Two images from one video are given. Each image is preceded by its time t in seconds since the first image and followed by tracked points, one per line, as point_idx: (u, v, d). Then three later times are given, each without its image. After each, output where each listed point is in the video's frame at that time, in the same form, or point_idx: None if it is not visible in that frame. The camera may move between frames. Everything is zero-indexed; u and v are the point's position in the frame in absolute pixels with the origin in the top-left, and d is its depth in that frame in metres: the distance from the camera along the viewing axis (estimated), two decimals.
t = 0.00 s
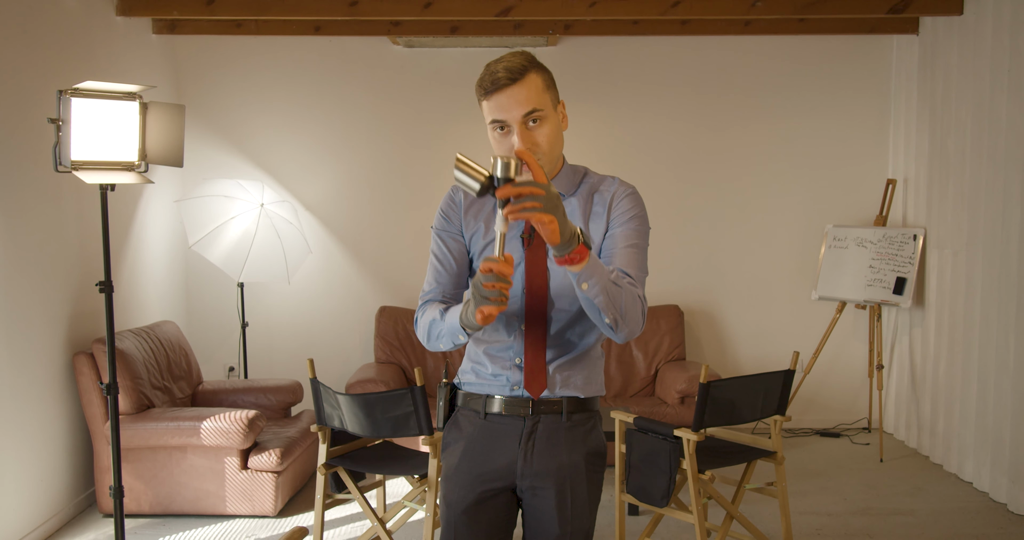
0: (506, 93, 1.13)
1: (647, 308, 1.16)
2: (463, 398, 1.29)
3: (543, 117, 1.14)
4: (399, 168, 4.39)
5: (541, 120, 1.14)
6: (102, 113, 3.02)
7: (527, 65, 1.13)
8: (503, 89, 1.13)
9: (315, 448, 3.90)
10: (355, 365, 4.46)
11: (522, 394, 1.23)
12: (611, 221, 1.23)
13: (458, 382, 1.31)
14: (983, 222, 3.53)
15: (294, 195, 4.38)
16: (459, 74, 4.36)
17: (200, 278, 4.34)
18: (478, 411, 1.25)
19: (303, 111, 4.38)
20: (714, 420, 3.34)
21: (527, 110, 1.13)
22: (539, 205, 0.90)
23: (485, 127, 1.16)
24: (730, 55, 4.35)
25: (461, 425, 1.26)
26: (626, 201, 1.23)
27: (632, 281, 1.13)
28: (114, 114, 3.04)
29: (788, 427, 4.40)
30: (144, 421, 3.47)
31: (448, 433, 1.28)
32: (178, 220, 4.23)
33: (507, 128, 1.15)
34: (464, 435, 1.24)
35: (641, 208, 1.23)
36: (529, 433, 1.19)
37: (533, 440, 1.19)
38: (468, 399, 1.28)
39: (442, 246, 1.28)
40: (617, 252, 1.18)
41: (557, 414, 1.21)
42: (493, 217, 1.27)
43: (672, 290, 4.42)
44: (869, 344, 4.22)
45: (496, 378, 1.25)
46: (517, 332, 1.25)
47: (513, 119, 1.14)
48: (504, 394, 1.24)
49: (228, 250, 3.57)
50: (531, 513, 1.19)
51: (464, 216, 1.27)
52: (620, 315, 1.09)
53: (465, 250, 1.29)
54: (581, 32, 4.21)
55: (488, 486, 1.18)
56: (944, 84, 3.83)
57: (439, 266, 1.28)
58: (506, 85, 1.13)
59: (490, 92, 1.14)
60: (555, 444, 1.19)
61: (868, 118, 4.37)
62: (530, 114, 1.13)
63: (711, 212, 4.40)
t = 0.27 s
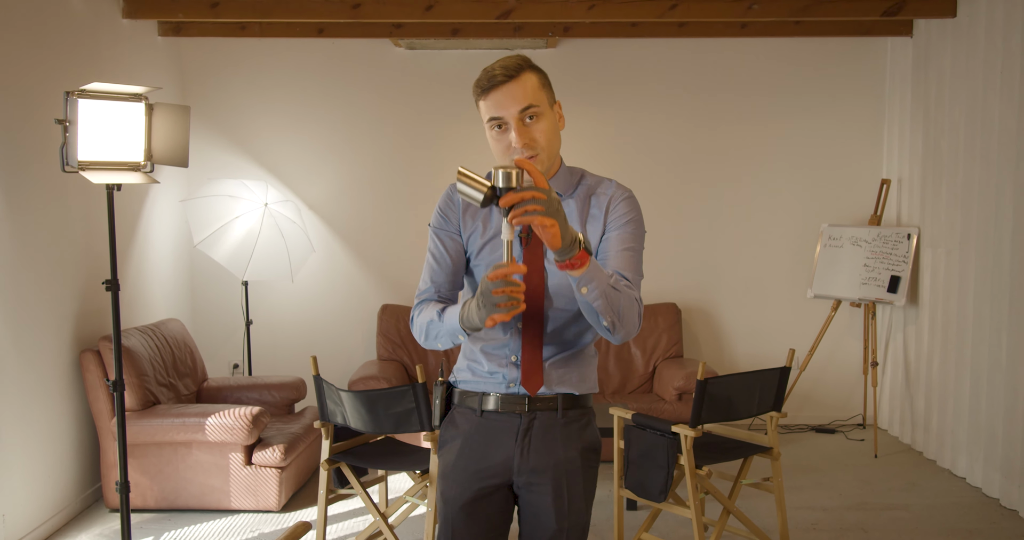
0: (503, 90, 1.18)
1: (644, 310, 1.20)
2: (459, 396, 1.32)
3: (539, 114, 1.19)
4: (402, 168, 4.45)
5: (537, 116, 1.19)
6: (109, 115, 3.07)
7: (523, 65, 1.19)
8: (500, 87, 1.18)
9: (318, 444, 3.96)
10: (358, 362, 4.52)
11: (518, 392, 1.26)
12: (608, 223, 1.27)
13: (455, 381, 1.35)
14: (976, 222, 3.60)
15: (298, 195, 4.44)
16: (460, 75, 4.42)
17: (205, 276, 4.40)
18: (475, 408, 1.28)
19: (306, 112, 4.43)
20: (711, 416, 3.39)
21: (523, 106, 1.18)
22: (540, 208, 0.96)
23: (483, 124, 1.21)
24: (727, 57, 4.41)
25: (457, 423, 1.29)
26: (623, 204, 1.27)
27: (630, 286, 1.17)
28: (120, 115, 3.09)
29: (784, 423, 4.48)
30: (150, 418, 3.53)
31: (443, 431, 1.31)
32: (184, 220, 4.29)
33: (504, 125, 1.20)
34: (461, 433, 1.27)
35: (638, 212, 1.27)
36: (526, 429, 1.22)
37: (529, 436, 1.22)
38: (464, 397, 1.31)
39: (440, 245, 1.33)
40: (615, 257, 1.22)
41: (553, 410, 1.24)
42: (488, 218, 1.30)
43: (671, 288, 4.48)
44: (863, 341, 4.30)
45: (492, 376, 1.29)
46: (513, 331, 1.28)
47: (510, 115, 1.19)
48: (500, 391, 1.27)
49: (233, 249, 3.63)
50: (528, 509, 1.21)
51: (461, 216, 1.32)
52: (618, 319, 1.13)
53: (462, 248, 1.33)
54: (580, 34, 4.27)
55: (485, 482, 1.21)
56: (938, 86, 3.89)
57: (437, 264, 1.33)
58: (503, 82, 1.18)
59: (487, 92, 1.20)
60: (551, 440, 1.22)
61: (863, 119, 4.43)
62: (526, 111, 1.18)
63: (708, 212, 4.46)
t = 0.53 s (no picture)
0: (493, 89, 1.25)
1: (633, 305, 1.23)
2: (444, 391, 1.40)
3: (528, 108, 1.25)
4: (405, 169, 4.53)
5: (526, 109, 1.24)
6: (116, 116, 3.13)
7: (507, 64, 1.26)
8: (488, 85, 1.24)
9: (322, 439, 4.03)
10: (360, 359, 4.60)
11: (501, 388, 1.34)
12: (600, 224, 1.33)
13: (440, 375, 1.43)
14: (969, 222, 3.67)
15: (302, 195, 4.51)
16: (462, 77, 4.49)
17: (211, 275, 4.48)
18: (460, 405, 1.37)
19: (310, 113, 4.50)
20: (708, 412, 3.46)
21: (511, 100, 1.23)
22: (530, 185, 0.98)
23: (476, 123, 1.26)
24: (723, 60, 4.48)
25: (444, 419, 1.38)
26: (616, 206, 1.33)
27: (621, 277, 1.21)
28: (127, 117, 3.15)
29: (779, 419, 4.56)
30: (157, 413, 3.60)
31: (431, 426, 1.41)
32: (190, 219, 4.36)
33: (495, 120, 1.25)
34: (447, 429, 1.36)
35: (630, 214, 1.33)
36: (508, 427, 1.31)
37: (511, 433, 1.31)
38: (449, 393, 1.39)
39: (436, 232, 1.38)
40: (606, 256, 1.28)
41: (535, 406, 1.33)
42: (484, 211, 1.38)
43: (668, 287, 4.55)
44: (857, 338, 4.38)
45: (476, 369, 1.36)
46: (500, 324, 1.33)
47: (500, 111, 1.24)
48: (484, 388, 1.35)
49: (239, 247, 3.69)
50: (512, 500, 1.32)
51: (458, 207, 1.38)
52: (607, 307, 1.16)
53: (456, 237, 1.39)
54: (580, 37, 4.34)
55: (471, 477, 1.32)
56: (931, 88, 3.96)
57: (431, 250, 1.38)
58: (491, 80, 1.25)
59: (476, 91, 1.26)
60: (533, 437, 1.31)
61: (857, 120, 4.51)
62: (514, 104, 1.23)
63: (705, 211, 4.53)
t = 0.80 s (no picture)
0: (504, 103, 1.37)
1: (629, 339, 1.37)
2: (451, 390, 1.52)
3: (538, 119, 1.36)
4: (407, 168, 4.60)
5: (536, 120, 1.36)
6: (124, 117, 3.17)
7: (519, 77, 1.37)
8: (501, 98, 1.36)
9: (325, 435, 4.10)
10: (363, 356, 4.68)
11: (505, 385, 1.46)
12: (609, 243, 1.42)
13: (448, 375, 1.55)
14: (961, 221, 3.75)
15: (306, 194, 4.58)
16: (463, 78, 4.56)
17: (216, 272, 4.55)
18: (465, 403, 1.48)
19: (314, 114, 4.57)
20: (705, 408, 3.52)
21: (522, 113, 1.35)
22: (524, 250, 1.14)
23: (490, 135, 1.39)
24: (720, 62, 4.55)
25: (450, 417, 1.50)
26: (624, 224, 1.42)
27: (616, 315, 1.33)
28: (134, 118, 3.18)
29: (774, 414, 4.65)
30: (164, 409, 3.67)
31: (438, 424, 1.52)
32: (195, 218, 4.43)
33: (508, 133, 1.37)
34: (453, 426, 1.47)
35: (639, 233, 1.41)
36: (510, 423, 1.42)
37: (514, 429, 1.42)
38: (455, 392, 1.50)
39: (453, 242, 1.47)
40: (610, 279, 1.37)
41: (536, 405, 1.44)
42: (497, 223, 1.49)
43: (666, 285, 4.62)
44: (851, 335, 4.47)
45: (481, 368, 1.48)
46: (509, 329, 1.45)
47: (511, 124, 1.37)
48: (488, 385, 1.47)
49: (244, 246, 3.76)
50: (512, 495, 1.41)
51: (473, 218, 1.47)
52: (599, 345, 1.29)
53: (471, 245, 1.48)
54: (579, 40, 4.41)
55: (474, 472, 1.42)
56: (925, 90, 4.03)
57: (448, 260, 1.48)
58: (503, 93, 1.36)
59: (490, 105, 1.39)
60: (534, 434, 1.41)
61: (851, 121, 4.58)
62: (525, 117, 1.35)
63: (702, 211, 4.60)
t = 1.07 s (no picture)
0: (509, 109, 1.43)
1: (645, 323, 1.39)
2: (466, 387, 1.57)
3: (542, 121, 1.41)
4: (409, 168, 4.67)
5: (540, 123, 1.41)
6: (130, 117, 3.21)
7: (523, 82, 1.42)
8: (505, 104, 1.43)
9: (328, 431, 4.17)
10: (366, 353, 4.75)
11: (519, 382, 1.50)
12: (619, 236, 1.46)
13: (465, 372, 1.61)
14: (953, 221, 3.82)
15: (309, 194, 4.65)
16: (464, 80, 4.63)
17: (220, 270, 4.62)
18: (478, 401, 1.53)
19: (317, 115, 4.64)
20: (702, 404, 3.58)
21: (525, 117, 1.41)
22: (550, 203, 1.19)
23: (497, 140, 1.46)
24: (717, 64, 4.61)
25: (463, 413, 1.55)
26: (634, 218, 1.46)
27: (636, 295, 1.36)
28: (138, 119, 3.23)
29: (771, 411, 4.73)
30: (170, 405, 3.73)
31: (453, 420, 1.57)
32: (200, 217, 4.49)
33: (513, 137, 1.44)
34: (467, 422, 1.53)
35: (650, 225, 1.45)
36: (522, 421, 1.46)
37: (525, 427, 1.46)
38: (470, 389, 1.56)
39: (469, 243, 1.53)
40: (623, 267, 1.40)
41: (548, 404, 1.48)
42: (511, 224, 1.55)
43: (664, 283, 4.69)
44: (845, 333, 4.55)
45: (496, 365, 1.54)
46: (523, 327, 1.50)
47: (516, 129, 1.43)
48: (502, 383, 1.52)
49: (248, 245, 3.82)
50: (522, 490, 1.46)
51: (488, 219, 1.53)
52: (622, 321, 1.31)
53: (486, 246, 1.53)
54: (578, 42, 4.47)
55: (485, 467, 1.46)
56: (919, 93, 4.10)
57: (464, 260, 1.54)
58: (507, 100, 1.43)
59: (496, 112, 1.45)
60: (545, 432, 1.45)
61: (846, 122, 4.65)
62: (529, 120, 1.41)
63: (699, 210, 4.66)
